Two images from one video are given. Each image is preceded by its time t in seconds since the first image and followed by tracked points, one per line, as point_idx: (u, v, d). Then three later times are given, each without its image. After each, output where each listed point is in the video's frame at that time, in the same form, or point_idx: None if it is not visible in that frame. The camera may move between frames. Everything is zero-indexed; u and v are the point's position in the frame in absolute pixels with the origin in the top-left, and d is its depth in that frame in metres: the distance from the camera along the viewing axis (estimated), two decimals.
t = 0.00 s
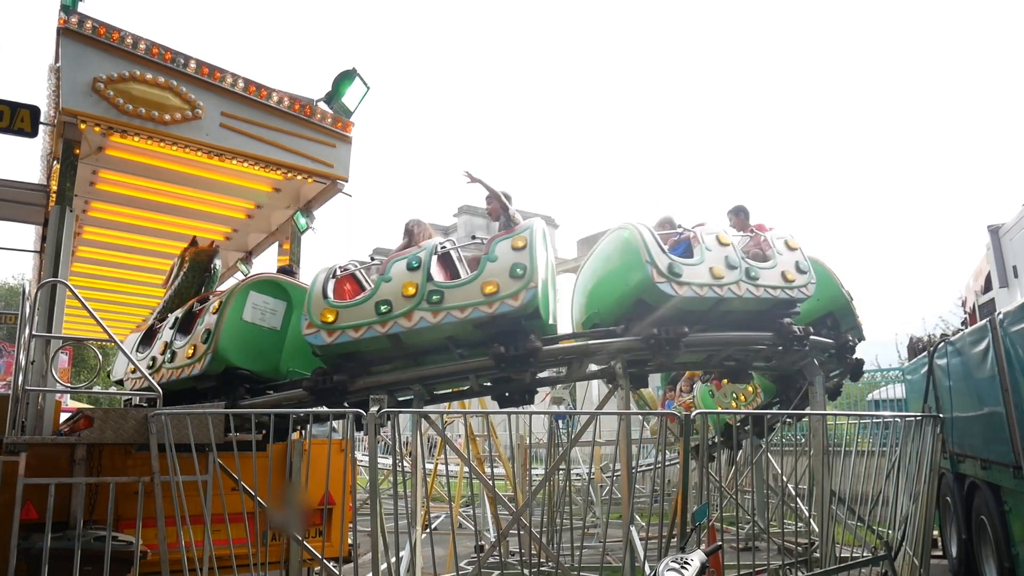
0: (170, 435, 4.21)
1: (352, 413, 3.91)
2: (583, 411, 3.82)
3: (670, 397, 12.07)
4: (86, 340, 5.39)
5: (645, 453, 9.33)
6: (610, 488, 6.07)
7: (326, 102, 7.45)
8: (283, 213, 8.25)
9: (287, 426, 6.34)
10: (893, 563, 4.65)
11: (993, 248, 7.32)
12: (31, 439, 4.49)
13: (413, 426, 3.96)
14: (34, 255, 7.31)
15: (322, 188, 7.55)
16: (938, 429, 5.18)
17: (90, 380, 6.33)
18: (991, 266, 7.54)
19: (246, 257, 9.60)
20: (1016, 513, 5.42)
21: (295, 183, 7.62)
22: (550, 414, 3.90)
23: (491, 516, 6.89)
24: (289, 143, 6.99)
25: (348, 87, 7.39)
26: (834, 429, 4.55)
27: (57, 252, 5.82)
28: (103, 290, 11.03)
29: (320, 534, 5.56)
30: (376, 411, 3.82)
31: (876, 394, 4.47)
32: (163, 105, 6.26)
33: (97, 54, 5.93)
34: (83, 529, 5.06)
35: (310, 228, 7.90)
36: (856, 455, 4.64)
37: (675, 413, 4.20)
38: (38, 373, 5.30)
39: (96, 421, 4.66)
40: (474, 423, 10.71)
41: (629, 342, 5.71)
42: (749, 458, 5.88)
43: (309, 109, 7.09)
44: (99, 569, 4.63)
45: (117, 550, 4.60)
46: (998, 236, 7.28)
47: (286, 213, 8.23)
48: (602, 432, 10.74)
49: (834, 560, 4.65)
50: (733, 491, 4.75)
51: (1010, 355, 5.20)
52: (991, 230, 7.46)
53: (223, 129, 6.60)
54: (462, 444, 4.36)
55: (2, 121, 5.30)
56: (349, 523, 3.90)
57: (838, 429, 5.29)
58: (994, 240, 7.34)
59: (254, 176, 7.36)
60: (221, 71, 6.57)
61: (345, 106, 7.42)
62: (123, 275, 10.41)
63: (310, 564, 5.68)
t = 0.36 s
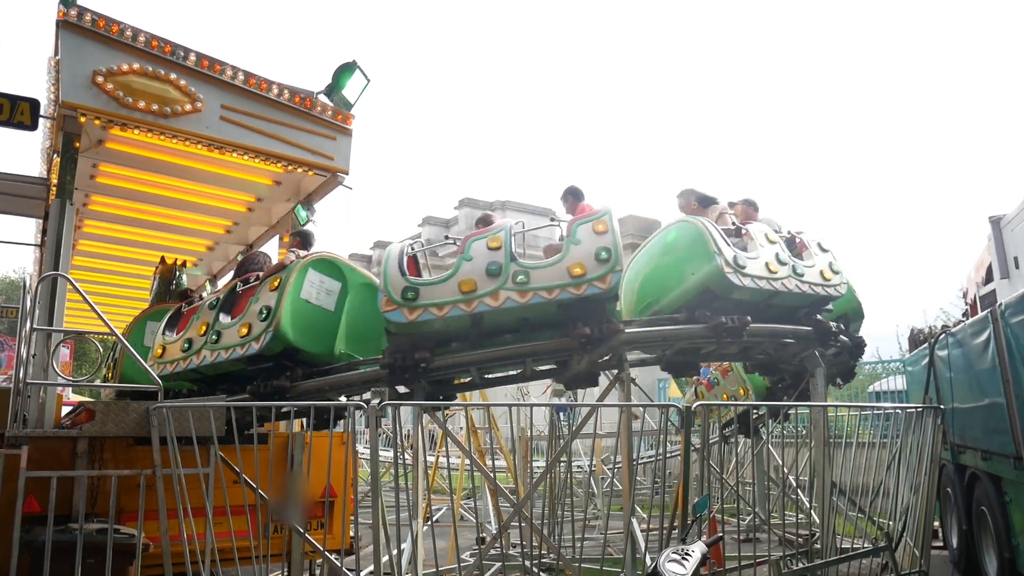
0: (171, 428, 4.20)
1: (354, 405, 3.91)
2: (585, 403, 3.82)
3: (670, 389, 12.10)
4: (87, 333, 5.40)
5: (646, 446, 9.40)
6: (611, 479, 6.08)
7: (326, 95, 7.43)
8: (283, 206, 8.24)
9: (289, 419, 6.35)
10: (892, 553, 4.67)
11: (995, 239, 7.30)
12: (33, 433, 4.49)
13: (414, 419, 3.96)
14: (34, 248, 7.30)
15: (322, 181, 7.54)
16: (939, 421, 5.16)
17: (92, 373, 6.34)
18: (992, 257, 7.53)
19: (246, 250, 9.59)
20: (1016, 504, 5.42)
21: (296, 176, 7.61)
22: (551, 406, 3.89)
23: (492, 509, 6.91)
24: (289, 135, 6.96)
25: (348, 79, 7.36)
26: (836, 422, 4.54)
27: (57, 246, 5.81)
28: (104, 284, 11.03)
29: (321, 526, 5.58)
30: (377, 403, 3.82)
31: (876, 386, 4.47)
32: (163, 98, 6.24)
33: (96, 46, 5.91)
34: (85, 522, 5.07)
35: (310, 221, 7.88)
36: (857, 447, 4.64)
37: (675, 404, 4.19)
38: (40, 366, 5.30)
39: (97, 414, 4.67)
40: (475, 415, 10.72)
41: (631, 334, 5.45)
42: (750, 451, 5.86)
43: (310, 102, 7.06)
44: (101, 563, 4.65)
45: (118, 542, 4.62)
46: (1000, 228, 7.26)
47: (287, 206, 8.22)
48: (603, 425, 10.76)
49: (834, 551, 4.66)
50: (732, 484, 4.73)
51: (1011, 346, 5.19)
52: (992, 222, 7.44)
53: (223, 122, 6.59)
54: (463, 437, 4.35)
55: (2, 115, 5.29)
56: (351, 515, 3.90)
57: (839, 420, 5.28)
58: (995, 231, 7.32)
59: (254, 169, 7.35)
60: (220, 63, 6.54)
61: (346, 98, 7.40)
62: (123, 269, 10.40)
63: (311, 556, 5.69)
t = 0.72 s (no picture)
0: (171, 420, 4.20)
1: (354, 398, 3.90)
2: (585, 397, 3.81)
3: (670, 383, 12.11)
4: (87, 326, 5.40)
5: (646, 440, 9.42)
6: (612, 473, 6.09)
7: (327, 88, 7.41)
8: (284, 199, 8.24)
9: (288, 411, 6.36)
10: (892, 547, 4.67)
11: (996, 235, 7.29)
12: (33, 425, 4.50)
13: (415, 412, 3.96)
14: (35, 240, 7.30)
15: (323, 174, 7.53)
16: (940, 417, 5.16)
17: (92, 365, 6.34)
18: (994, 253, 7.52)
19: (247, 243, 9.59)
20: (1016, 499, 5.42)
21: (297, 169, 7.60)
22: (552, 399, 3.89)
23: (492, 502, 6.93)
24: (290, 128, 6.95)
25: (349, 72, 7.34)
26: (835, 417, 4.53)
27: (58, 239, 5.81)
28: (104, 276, 11.03)
29: (322, 519, 5.60)
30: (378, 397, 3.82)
31: (876, 381, 4.46)
32: (164, 91, 6.23)
33: (96, 38, 5.89)
34: (86, 513, 5.09)
35: (311, 214, 7.88)
36: (858, 442, 4.63)
37: (675, 399, 4.19)
38: (41, 358, 5.30)
39: (97, 406, 4.67)
40: (475, 409, 10.73)
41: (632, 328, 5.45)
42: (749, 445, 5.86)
43: (311, 95, 7.04)
44: (101, 554, 4.66)
45: (119, 534, 4.63)
46: (1001, 223, 7.25)
47: (288, 199, 8.21)
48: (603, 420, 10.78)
49: (834, 546, 4.67)
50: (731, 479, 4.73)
51: (1012, 342, 5.18)
52: (994, 217, 7.43)
53: (224, 114, 6.58)
54: (463, 430, 4.35)
55: (3, 107, 5.28)
56: (351, 508, 3.90)
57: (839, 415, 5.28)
58: (997, 227, 7.32)
59: (254, 162, 7.34)
60: (221, 56, 6.52)
61: (347, 91, 7.38)
62: (123, 261, 10.40)
63: (311, 549, 5.71)
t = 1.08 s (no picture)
0: (173, 417, 4.19)
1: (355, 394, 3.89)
2: (587, 392, 3.80)
3: (672, 379, 12.12)
4: (89, 324, 5.40)
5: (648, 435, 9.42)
6: (613, 469, 6.08)
7: (327, 85, 7.41)
8: (284, 196, 8.23)
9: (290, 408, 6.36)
10: (895, 541, 4.66)
11: (998, 228, 7.28)
12: (36, 423, 4.49)
13: (416, 409, 3.96)
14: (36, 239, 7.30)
15: (324, 171, 7.52)
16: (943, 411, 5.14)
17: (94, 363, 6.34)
18: (996, 246, 7.50)
19: (248, 240, 9.59)
20: (1019, 493, 5.41)
21: (297, 167, 7.59)
22: (553, 395, 3.87)
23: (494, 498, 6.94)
24: (290, 126, 6.94)
25: (348, 69, 7.33)
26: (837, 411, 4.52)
27: (59, 237, 5.81)
28: (105, 274, 11.04)
29: (324, 515, 5.61)
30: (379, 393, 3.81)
31: (877, 375, 4.44)
32: (164, 88, 6.22)
33: (96, 36, 5.89)
34: (89, 511, 5.10)
35: (312, 211, 7.87)
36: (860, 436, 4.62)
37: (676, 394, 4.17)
38: (43, 356, 5.30)
39: (100, 404, 4.68)
40: (477, 405, 10.73)
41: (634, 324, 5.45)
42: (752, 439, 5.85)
43: (311, 92, 7.03)
44: (104, 551, 4.67)
45: (122, 531, 4.64)
46: (1003, 216, 7.23)
47: (289, 196, 8.21)
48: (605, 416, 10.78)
49: (836, 540, 4.67)
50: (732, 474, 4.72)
51: (1015, 335, 5.17)
52: (995, 210, 7.42)
53: (224, 112, 6.57)
54: (465, 426, 4.34)
55: (3, 105, 5.28)
56: (353, 504, 3.90)
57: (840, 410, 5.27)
58: (998, 220, 7.31)
59: (254, 159, 7.33)
60: (221, 53, 6.50)
61: (346, 88, 7.37)
62: (124, 259, 10.41)
63: (314, 545, 5.71)
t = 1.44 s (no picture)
0: (180, 415, 4.20)
1: (361, 393, 3.89)
2: (593, 392, 3.77)
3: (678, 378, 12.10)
4: (97, 321, 5.42)
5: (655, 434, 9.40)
6: (618, 469, 6.07)
7: (335, 83, 7.42)
8: (292, 194, 8.25)
9: (297, 406, 6.37)
10: (900, 544, 4.64)
11: (1007, 229, 7.24)
12: (43, 419, 4.52)
13: (422, 408, 3.95)
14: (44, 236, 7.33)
15: (331, 170, 7.52)
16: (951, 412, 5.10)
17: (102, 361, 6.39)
18: (1004, 247, 7.45)
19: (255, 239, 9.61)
20: None
21: (304, 165, 7.61)
22: (559, 394, 3.86)
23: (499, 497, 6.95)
24: (297, 124, 6.95)
25: (356, 68, 7.33)
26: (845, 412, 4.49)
27: (67, 234, 5.83)
28: (113, 272, 11.09)
29: (329, 514, 5.62)
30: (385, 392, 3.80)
31: (885, 376, 4.41)
32: (172, 87, 6.24)
33: (105, 34, 5.91)
34: (96, 508, 5.12)
35: (318, 209, 7.87)
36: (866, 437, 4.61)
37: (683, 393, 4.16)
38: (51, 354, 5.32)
39: (107, 401, 4.70)
40: (483, 404, 10.74)
41: (641, 324, 5.44)
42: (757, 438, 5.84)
43: (318, 91, 7.04)
44: (111, 548, 4.69)
45: (129, 528, 4.66)
46: (1011, 217, 7.19)
47: (296, 195, 8.22)
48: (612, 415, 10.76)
49: (842, 542, 4.65)
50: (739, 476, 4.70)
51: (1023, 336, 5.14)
52: (1004, 210, 7.37)
53: (232, 110, 6.58)
54: (471, 426, 4.33)
55: (12, 103, 5.30)
56: (359, 503, 3.90)
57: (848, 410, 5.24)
58: (1007, 220, 7.27)
59: (262, 158, 7.35)
60: (229, 52, 6.52)
61: (354, 87, 7.38)
62: (132, 257, 10.46)
63: (319, 544, 5.72)
